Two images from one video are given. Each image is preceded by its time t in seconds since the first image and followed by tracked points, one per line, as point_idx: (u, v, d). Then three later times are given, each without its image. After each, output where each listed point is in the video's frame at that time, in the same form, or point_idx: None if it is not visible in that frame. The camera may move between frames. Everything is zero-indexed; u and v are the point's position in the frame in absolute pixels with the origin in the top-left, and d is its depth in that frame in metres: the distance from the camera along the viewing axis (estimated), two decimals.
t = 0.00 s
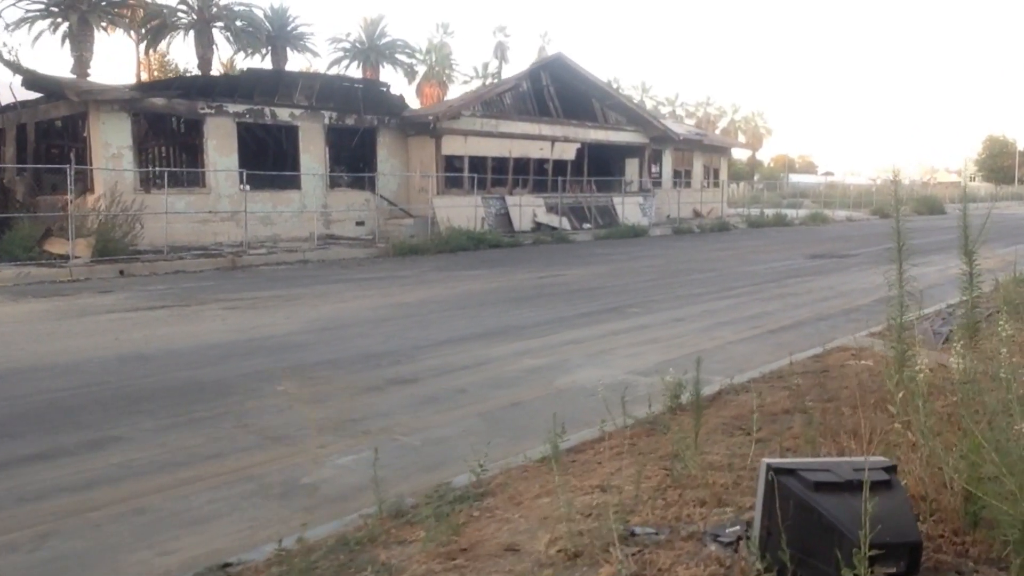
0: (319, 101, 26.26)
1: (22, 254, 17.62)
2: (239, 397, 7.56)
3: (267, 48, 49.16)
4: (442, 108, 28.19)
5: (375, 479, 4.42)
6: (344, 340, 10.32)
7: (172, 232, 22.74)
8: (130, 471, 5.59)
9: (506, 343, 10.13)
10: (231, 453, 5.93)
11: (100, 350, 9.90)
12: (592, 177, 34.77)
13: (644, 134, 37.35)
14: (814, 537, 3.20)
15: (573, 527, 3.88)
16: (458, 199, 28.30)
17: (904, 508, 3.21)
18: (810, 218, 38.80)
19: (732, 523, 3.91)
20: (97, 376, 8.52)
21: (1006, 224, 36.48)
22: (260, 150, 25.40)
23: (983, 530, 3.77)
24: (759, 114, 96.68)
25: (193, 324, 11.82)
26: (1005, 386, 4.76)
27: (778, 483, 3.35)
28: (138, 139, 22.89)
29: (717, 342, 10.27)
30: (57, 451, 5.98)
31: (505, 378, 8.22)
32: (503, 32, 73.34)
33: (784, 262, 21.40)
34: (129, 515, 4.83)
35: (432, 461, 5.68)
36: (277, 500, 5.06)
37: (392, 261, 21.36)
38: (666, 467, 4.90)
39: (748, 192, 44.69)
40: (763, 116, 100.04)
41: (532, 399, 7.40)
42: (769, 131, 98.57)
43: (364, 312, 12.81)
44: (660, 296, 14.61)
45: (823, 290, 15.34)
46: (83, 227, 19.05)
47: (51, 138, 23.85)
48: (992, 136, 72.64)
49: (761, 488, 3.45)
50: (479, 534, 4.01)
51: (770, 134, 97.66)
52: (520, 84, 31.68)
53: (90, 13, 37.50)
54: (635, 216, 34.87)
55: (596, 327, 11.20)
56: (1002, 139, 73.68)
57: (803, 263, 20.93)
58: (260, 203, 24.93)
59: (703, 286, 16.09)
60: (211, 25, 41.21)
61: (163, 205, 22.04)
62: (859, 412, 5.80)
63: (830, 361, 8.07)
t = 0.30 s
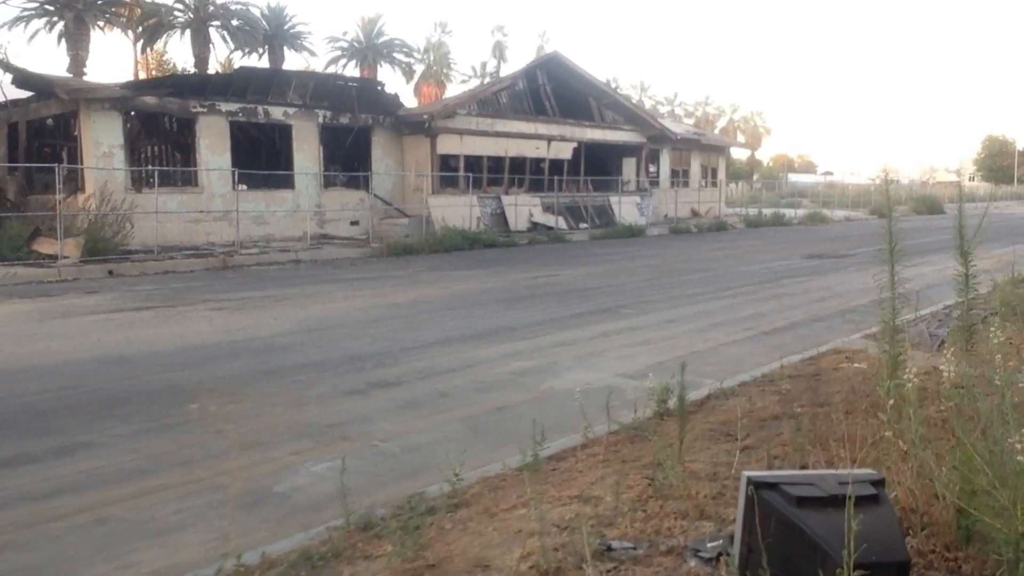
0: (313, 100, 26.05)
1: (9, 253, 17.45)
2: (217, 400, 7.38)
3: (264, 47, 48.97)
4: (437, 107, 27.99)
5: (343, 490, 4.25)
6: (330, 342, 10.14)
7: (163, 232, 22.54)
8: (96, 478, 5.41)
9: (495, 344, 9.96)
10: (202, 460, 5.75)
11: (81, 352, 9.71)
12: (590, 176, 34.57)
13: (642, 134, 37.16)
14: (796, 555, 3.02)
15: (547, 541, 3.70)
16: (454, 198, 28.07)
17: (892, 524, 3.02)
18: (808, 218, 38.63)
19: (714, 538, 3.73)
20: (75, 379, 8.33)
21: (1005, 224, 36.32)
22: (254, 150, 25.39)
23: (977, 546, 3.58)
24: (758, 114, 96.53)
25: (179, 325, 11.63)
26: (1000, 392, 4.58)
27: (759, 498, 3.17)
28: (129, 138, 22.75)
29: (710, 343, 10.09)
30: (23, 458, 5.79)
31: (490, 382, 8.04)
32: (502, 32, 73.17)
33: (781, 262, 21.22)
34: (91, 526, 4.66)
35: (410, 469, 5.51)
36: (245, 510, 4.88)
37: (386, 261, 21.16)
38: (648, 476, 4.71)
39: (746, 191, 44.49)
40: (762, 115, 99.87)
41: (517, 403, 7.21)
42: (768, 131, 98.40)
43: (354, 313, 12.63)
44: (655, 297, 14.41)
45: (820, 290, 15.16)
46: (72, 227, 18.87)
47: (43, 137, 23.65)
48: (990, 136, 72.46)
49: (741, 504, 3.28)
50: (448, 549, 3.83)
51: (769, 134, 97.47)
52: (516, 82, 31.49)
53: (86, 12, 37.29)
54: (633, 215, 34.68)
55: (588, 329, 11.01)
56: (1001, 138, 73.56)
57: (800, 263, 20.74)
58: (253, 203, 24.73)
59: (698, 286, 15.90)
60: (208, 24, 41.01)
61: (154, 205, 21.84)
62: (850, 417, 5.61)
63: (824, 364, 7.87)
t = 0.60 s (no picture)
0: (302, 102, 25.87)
1: None
2: (190, 410, 7.20)
3: (257, 49, 48.75)
4: (428, 109, 27.82)
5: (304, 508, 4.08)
6: (311, 348, 9.96)
7: (151, 235, 22.35)
8: (56, 493, 5.23)
9: (478, 350, 9.79)
10: (168, 474, 5.57)
11: (56, 360, 9.51)
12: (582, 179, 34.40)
13: (635, 136, 37.02)
14: None
15: (512, 564, 3.53)
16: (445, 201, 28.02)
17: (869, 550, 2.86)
18: (802, 220, 38.48)
19: (688, 560, 3.57)
20: (47, 387, 8.13)
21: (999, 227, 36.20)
22: (243, 152, 25.25)
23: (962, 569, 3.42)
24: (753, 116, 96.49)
25: (159, 330, 11.43)
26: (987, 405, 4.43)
27: (730, 521, 3.02)
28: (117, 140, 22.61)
29: (697, 349, 9.93)
30: None
31: (471, 390, 7.87)
32: (497, 34, 73.03)
33: (773, 266, 21.04)
34: (48, 543, 4.49)
35: (381, 484, 5.33)
36: (207, 527, 4.70)
37: (375, 265, 20.97)
38: (624, 491, 4.54)
39: (740, 193, 44.40)
40: (757, 117, 99.81)
41: (496, 412, 7.05)
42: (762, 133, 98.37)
43: (338, 318, 12.44)
44: (644, 301, 14.25)
45: (811, 294, 15.00)
46: (57, 230, 18.68)
47: (30, 138, 23.39)
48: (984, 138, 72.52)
49: (714, 527, 3.12)
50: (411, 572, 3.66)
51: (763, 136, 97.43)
52: (508, 84, 31.34)
53: (77, 14, 37.06)
54: (626, 218, 34.59)
55: (574, 335, 10.84)
56: (996, 140, 73.53)
57: (792, 266, 20.58)
58: (242, 205, 24.53)
59: (688, 291, 15.74)
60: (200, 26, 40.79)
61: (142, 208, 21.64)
62: (835, 429, 5.45)
63: (812, 371, 7.71)
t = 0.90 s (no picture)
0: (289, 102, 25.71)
1: None
2: (158, 415, 7.02)
3: (246, 50, 48.51)
4: (416, 110, 27.65)
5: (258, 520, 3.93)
6: (288, 351, 9.79)
7: (134, 237, 22.12)
8: (10, 502, 5.06)
9: (459, 353, 9.63)
10: (129, 482, 5.40)
11: (27, 363, 9.33)
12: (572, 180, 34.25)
13: (624, 137, 36.91)
14: None
15: None
16: (433, 202, 27.84)
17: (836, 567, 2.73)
18: (792, 222, 38.40)
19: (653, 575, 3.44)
20: (13, 392, 7.95)
21: (988, 228, 36.17)
22: (228, 152, 25.07)
23: None
24: (744, 118, 96.55)
25: (135, 333, 11.26)
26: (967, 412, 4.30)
27: (693, 535, 2.89)
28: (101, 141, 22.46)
29: (680, 352, 9.79)
30: None
31: (448, 394, 7.73)
32: (487, 36, 72.99)
33: (761, 267, 20.92)
34: None
35: (347, 494, 5.18)
36: (163, 539, 4.54)
37: (361, 266, 20.80)
38: (594, 500, 4.40)
39: (730, 195, 44.32)
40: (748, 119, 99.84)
41: (472, 417, 6.90)
42: (754, 135, 98.45)
43: (319, 320, 12.27)
44: (629, 303, 14.11)
45: (798, 296, 14.89)
46: (37, 231, 18.47)
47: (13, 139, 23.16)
48: (974, 140, 72.69)
49: (677, 540, 3.00)
50: None
51: (755, 138, 97.49)
52: (496, 85, 31.21)
53: (64, 14, 36.78)
54: (615, 220, 34.47)
55: (557, 337, 10.70)
56: (986, 142, 73.69)
57: (780, 268, 20.47)
58: (227, 207, 24.32)
59: (674, 293, 15.63)
60: (188, 26, 40.52)
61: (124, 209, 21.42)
62: (813, 435, 5.34)
63: (794, 375, 7.59)
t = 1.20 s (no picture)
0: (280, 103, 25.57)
1: None
2: (127, 421, 6.89)
3: (242, 50, 48.36)
4: (409, 110, 27.50)
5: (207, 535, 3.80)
6: (267, 355, 9.66)
7: (123, 238, 21.98)
8: None
9: (441, 356, 9.49)
10: (89, 492, 5.28)
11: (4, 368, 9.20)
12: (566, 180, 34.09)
13: (619, 137, 36.77)
14: None
15: None
16: (425, 203, 27.70)
17: None
18: (789, 221, 38.24)
19: None
20: None
21: (985, 228, 36.03)
22: (218, 153, 24.91)
23: None
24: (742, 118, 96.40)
25: (116, 337, 11.12)
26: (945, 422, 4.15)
27: (647, 553, 2.75)
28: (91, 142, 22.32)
29: (666, 355, 9.63)
30: None
31: (426, 398, 7.59)
32: (484, 36, 72.90)
33: (755, 268, 20.73)
34: None
35: (311, 504, 5.04)
36: (117, 552, 4.41)
37: (351, 268, 20.65)
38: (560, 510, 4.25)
39: (727, 195, 44.18)
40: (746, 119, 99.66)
41: (448, 422, 6.75)
42: (752, 135, 98.34)
43: (303, 322, 12.14)
44: (618, 305, 13.97)
45: (790, 297, 14.76)
46: (24, 233, 18.33)
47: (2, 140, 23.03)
48: (971, 140, 72.52)
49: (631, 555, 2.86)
50: None
51: (753, 138, 97.38)
52: (490, 85, 31.09)
53: (59, 15, 36.61)
54: (609, 220, 34.35)
55: (543, 340, 10.56)
56: (983, 140, 73.54)
57: (773, 268, 20.34)
58: (218, 208, 24.18)
59: (665, 294, 15.49)
60: (184, 26, 40.35)
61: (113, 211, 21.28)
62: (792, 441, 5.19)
63: (776, 378, 7.44)
